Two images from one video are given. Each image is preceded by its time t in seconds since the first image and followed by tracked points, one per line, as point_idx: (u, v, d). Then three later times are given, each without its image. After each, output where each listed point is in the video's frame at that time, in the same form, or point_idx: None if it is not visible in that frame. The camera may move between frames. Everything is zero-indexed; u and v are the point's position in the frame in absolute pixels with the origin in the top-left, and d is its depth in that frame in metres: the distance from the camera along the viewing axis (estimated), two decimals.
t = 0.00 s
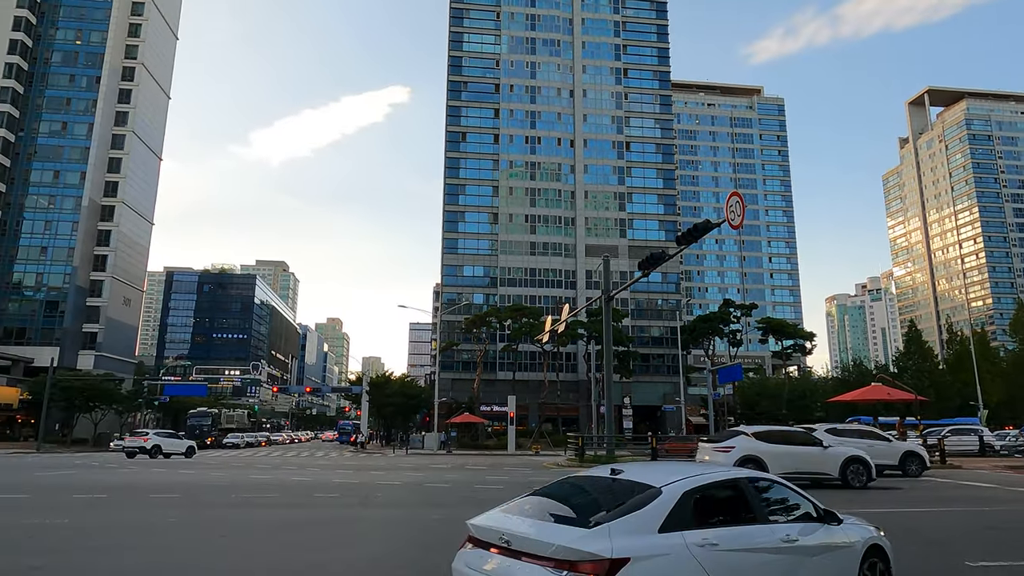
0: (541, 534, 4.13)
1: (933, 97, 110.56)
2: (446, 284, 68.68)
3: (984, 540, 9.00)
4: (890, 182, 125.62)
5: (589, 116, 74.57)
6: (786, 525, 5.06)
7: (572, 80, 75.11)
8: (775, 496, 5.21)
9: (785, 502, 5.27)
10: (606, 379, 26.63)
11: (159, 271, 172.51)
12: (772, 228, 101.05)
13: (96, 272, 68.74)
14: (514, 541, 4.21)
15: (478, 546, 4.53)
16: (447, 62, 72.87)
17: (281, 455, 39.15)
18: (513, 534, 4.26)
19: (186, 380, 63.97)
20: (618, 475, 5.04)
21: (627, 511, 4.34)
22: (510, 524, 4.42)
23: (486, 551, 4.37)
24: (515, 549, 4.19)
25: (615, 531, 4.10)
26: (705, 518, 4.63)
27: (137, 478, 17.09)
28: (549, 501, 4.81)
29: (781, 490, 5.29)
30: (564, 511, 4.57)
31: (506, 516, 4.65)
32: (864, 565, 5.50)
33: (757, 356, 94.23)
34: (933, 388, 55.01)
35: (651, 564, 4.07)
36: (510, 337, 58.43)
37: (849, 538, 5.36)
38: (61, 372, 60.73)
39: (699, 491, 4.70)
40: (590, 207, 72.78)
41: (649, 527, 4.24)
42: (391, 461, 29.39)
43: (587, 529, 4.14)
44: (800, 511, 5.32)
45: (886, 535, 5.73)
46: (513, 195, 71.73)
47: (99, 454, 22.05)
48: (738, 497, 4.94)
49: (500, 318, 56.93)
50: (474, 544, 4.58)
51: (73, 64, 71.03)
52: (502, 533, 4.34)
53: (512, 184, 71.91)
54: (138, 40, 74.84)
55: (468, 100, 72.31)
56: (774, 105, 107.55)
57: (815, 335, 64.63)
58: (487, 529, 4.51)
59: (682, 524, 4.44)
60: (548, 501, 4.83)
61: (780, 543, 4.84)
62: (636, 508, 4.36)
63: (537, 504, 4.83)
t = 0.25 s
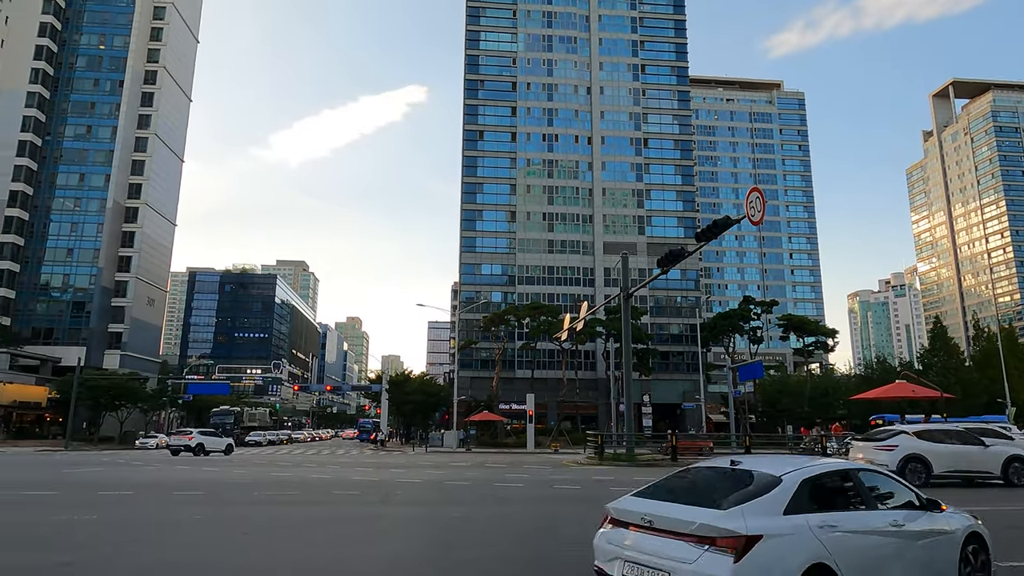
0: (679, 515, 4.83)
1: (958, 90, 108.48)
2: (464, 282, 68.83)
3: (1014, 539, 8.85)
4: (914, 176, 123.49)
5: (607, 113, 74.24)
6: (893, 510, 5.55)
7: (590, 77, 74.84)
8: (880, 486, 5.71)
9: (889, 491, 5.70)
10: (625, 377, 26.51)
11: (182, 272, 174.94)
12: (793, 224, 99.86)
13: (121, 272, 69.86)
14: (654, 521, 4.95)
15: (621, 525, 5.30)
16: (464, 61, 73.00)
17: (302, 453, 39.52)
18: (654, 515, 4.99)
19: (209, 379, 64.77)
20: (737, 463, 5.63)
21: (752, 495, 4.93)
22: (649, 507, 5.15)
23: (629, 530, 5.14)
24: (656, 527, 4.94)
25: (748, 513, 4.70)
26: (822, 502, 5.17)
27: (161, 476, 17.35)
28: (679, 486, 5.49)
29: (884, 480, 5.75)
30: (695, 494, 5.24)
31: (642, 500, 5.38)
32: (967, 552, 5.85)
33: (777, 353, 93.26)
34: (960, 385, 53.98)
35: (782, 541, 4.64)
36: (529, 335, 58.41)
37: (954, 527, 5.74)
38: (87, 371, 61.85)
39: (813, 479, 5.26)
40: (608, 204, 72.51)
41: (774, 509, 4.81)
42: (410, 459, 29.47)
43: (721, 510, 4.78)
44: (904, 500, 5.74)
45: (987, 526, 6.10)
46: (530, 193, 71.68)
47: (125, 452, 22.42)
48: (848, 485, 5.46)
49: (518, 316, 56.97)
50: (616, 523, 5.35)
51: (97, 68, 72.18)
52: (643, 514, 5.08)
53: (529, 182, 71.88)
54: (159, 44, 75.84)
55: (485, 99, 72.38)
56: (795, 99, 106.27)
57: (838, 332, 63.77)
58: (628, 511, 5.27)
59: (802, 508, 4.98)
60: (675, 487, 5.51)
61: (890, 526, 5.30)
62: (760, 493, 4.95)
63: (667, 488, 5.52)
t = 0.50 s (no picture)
0: (802, 503, 5.75)
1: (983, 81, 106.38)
2: (481, 280, 68.94)
3: None
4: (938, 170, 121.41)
5: (623, 110, 73.87)
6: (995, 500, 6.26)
7: (606, 74, 74.50)
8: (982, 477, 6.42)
9: (988, 482, 6.43)
10: (643, 375, 26.45)
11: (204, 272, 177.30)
12: (813, 219, 98.65)
13: (145, 272, 71.09)
14: (778, 509, 5.88)
15: (744, 512, 6.24)
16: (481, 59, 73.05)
17: (323, 450, 39.91)
18: (778, 503, 5.93)
19: (231, 377, 65.54)
20: (845, 459, 6.47)
21: (864, 486, 5.79)
22: (771, 496, 6.07)
23: (754, 515, 6.08)
24: (779, 512, 5.87)
25: (864, 501, 5.57)
26: (929, 492, 5.96)
27: (185, 473, 17.62)
28: (794, 478, 6.39)
29: (984, 474, 6.46)
30: (811, 485, 6.14)
31: (762, 490, 6.30)
32: None
33: (798, 351, 92.35)
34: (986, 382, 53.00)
35: (894, 525, 5.47)
36: (547, 333, 58.36)
37: None
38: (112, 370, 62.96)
39: (919, 470, 6.05)
40: (625, 201, 72.19)
41: (887, 496, 5.65)
42: (429, 457, 29.57)
43: (841, 499, 5.66)
44: (1003, 491, 6.45)
45: None
46: (547, 190, 71.55)
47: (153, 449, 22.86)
48: (950, 479, 6.22)
49: (536, 314, 56.94)
50: (740, 510, 6.30)
51: (120, 71, 73.20)
52: (767, 502, 6.01)
53: (546, 180, 71.78)
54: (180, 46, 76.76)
55: (501, 96, 72.33)
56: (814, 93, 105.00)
57: (860, 328, 62.90)
58: (751, 499, 6.20)
59: (911, 496, 5.81)
60: (792, 480, 6.39)
61: (993, 515, 6.08)
62: (872, 484, 5.79)
63: (784, 481, 6.43)
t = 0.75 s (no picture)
0: (914, 489, 5.71)
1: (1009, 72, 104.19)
2: (498, 278, 69.01)
3: None
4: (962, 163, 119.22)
5: (640, 106, 73.46)
6: None
7: (622, 70, 74.11)
8: None
9: None
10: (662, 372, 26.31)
11: (225, 271, 179.44)
12: (834, 215, 97.47)
13: (166, 272, 71.91)
14: (891, 495, 5.83)
15: (855, 500, 6.20)
16: (496, 57, 73.12)
17: (343, 448, 40.26)
18: (891, 491, 5.87)
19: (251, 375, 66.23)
20: (952, 451, 6.39)
21: (976, 476, 5.73)
22: (883, 485, 6.02)
23: (864, 503, 6.05)
24: (890, 499, 5.83)
25: (977, 488, 5.53)
26: None
27: (208, 470, 17.86)
28: (902, 469, 6.32)
29: None
30: (919, 475, 6.07)
31: (870, 480, 6.26)
32: None
33: (819, 347, 91.36)
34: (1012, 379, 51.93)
35: (1010, 512, 5.41)
36: (564, 331, 58.33)
37: None
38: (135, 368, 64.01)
39: None
40: (642, 197, 71.83)
41: (999, 485, 5.59)
42: (447, 454, 29.66)
43: (955, 487, 5.61)
44: None
45: None
46: (564, 188, 71.42)
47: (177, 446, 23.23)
48: None
49: (553, 312, 56.88)
50: (849, 498, 6.26)
51: (141, 74, 74.26)
52: (877, 489, 5.97)
53: (563, 177, 71.65)
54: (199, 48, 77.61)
55: (517, 94, 72.34)
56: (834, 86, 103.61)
57: (882, 324, 62.02)
58: (861, 487, 6.16)
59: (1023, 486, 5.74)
60: (898, 471, 6.34)
61: None
62: (983, 474, 5.74)
63: (890, 472, 6.38)
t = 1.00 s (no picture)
0: None
1: None
2: (515, 276, 68.98)
3: None
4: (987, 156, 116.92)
5: (657, 102, 72.99)
6: None
7: (639, 66, 73.73)
8: None
9: None
10: (681, 370, 26.14)
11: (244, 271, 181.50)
12: (854, 210, 96.22)
13: (187, 272, 72.80)
14: (1002, 486, 6.59)
15: (966, 490, 6.92)
16: (512, 54, 73.15)
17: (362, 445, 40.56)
18: (1000, 482, 6.63)
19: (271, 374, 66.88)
20: None
21: None
22: (992, 476, 6.77)
23: (976, 493, 6.80)
24: (1001, 490, 6.59)
25: None
26: None
27: (230, 467, 18.12)
28: (1009, 459, 7.00)
29: None
30: None
31: (980, 471, 6.98)
32: None
33: (840, 344, 90.25)
34: None
35: None
36: (581, 328, 58.23)
37: None
38: (158, 367, 65.02)
39: None
40: (659, 194, 71.40)
41: None
42: (465, 452, 29.73)
43: None
44: None
45: None
46: (580, 185, 71.25)
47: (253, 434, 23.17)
48: None
49: (570, 309, 56.77)
50: (960, 488, 6.99)
51: (162, 77, 75.28)
52: (988, 481, 6.73)
53: (579, 174, 71.47)
54: (218, 50, 78.45)
55: (533, 91, 72.30)
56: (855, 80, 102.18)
57: (904, 321, 61.07)
58: (971, 479, 6.90)
59: None
60: (1007, 460, 7.02)
61: None
62: None
63: (998, 461, 7.06)
